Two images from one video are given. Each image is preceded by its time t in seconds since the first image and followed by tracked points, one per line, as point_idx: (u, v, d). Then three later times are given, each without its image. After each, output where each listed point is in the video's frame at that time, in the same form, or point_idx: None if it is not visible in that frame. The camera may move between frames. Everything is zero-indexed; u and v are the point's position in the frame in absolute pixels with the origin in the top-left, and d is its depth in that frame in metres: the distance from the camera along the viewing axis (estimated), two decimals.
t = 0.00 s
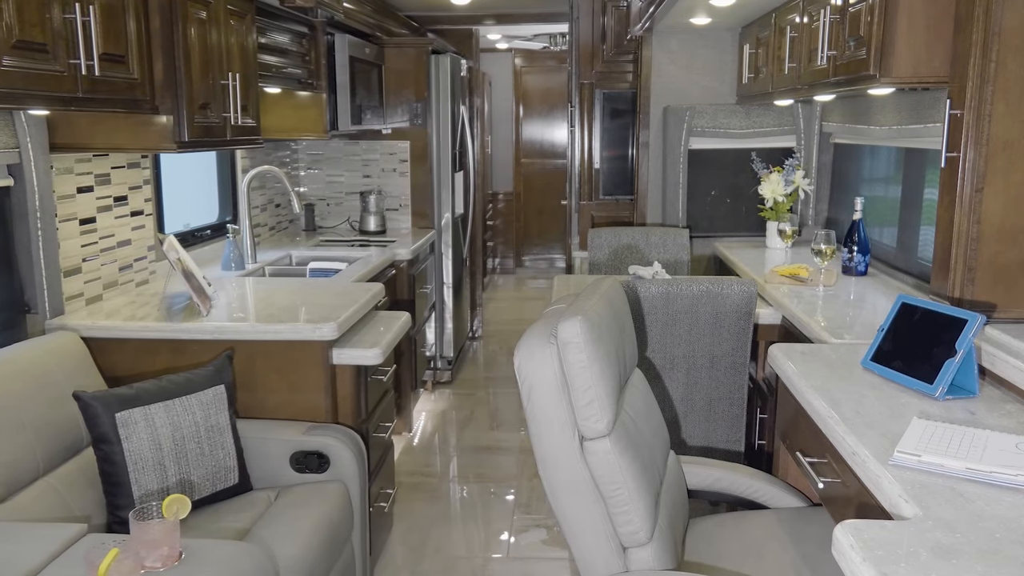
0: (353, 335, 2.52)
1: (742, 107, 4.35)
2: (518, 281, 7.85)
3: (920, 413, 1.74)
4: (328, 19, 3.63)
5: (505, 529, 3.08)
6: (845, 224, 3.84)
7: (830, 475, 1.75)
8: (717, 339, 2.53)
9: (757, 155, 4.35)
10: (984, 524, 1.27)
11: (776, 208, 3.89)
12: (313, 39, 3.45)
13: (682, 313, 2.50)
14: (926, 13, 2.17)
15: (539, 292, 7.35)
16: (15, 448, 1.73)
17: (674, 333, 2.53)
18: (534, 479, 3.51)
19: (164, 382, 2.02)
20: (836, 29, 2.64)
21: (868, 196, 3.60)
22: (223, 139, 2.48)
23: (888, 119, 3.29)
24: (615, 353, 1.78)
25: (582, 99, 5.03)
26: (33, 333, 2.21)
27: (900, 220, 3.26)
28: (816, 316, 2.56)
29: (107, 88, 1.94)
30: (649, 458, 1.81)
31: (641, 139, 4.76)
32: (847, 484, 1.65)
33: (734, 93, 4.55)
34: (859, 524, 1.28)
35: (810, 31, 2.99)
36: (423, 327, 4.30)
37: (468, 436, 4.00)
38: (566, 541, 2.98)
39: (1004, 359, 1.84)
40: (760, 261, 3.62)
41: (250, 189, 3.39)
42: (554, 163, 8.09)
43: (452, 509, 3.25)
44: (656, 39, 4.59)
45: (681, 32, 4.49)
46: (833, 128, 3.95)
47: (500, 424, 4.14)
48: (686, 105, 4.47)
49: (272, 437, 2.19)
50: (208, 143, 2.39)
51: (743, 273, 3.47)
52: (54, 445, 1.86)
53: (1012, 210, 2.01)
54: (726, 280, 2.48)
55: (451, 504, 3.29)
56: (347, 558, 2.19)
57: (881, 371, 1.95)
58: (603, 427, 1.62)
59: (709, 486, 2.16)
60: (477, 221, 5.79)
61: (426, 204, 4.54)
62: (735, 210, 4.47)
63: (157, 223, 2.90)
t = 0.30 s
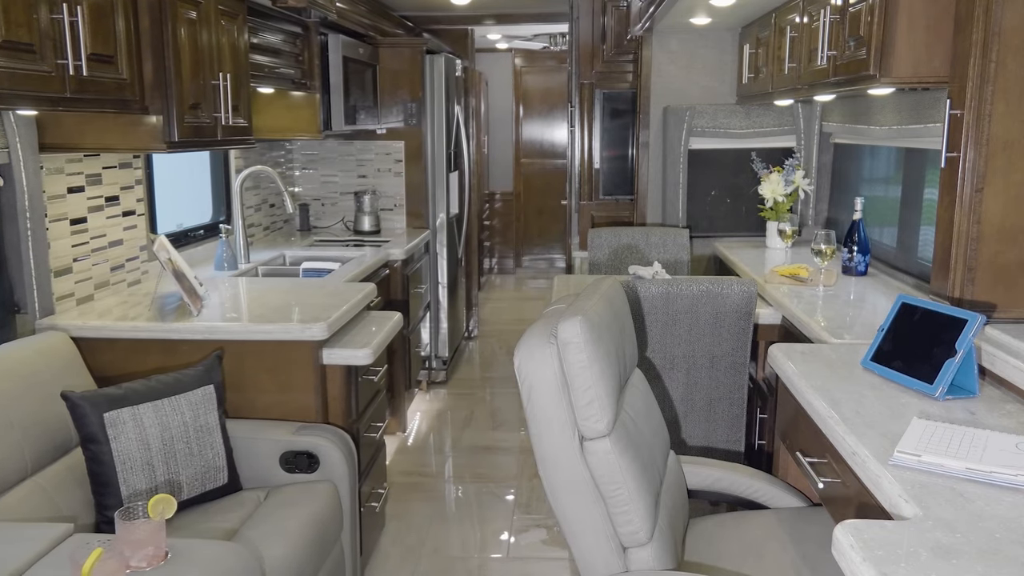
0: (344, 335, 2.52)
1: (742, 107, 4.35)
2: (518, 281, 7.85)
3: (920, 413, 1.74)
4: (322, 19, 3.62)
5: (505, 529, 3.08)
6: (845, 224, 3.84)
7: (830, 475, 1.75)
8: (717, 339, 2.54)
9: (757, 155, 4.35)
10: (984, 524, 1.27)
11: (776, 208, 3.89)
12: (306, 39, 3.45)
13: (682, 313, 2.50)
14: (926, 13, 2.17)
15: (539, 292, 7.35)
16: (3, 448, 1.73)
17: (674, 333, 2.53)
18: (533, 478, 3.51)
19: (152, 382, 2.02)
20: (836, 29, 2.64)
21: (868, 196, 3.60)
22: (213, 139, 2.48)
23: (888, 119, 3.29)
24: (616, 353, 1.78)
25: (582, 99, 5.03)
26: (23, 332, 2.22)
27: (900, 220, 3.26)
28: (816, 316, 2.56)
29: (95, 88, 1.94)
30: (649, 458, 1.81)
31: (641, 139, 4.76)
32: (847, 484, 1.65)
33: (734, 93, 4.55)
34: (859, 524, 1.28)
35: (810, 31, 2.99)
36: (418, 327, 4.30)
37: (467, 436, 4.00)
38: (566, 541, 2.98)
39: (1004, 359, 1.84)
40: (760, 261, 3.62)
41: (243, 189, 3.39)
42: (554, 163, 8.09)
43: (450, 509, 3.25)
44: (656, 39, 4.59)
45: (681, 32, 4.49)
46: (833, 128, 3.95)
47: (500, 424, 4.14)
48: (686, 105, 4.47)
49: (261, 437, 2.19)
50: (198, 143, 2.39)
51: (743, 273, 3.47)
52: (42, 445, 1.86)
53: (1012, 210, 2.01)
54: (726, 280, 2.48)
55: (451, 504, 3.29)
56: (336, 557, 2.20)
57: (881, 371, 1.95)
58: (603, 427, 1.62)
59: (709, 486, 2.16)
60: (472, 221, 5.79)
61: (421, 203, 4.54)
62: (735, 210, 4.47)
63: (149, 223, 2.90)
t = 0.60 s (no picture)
0: (335, 335, 2.53)
1: (742, 107, 4.35)
2: (518, 281, 7.85)
3: (920, 413, 1.74)
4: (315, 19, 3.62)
5: (505, 529, 3.08)
6: (845, 224, 3.84)
7: (830, 475, 1.75)
8: (717, 339, 2.54)
9: (757, 155, 4.35)
10: (984, 524, 1.27)
11: (776, 208, 3.89)
12: (300, 40, 3.45)
13: (682, 313, 2.51)
14: (926, 13, 2.18)
15: (538, 292, 7.36)
16: None
17: (674, 333, 2.53)
18: (533, 478, 3.52)
19: (141, 382, 2.02)
20: (836, 29, 2.64)
21: (868, 196, 3.60)
22: (205, 139, 2.48)
23: (888, 119, 3.29)
24: (615, 353, 1.78)
25: (582, 99, 5.03)
26: (14, 332, 2.22)
27: (900, 220, 3.26)
28: (816, 316, 2.56)
29: (84, 88, 1.95)
30: (649, 458, 1.81)
31: (641, 139, 4.76)
32: (847, 484, 1.65)
33: (734, 93, 4.55)
34: (859, 524, 1.29)
35: (810, 30, 2.99)
36: (413, 326, 4.30)
37: (467, 436, 4.00)
38: (566, 541, 2.98)
39: (1004, 359, 1.84)
40: (760, 261, 3.62)
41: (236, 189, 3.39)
42: (554, 163, 8.09)
43: (450, 508, 3.25)
44: (656, 39, 4.59)
45: (681, 32, 4.49)
46: (833, 128, 3.95)
47: (500, 424, 4.14)
48: (686, 105, 4.47)
49: (250, 437, 2.20)
50: (189, 143, 2.39)
51: (743, 273, 3.47)
52: (30, 445, 1.86)
53: (1012, 210, 2.01)
54: (726, 280, 2.49)
55: (450, 503, 3.29)
56: (325, 557, 2.20)
57: (881, 371, 1.95)
58: (602, 427, 1.62)
59: (709, 486, 2.16)
60: (469, 220, 5.79)
61: (416, 203, 4.55)
62: (735, 210, 4.47)
63: (142, 224, 2.91)
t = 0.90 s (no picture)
0: (323, 335, 2.53)
1: (742, 107, 4.35)
2: (518, 281, 7.85)
3: (920, 413, 1.74)
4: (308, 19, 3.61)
5: (506, 529, 3.09)
6: (845, 224, 3.84)
7: (830, 475, 1.76)
8: (717, 340, 2.54)
9: (757, 155, 4.35)
10: (984, 524, 1.27)
11: (776, 208, 3.89)
12: (293, 40, 3.45)
13: (682, 313, 2.51)
14: (926, 13, 2.18)
15: (538, 292, 7.36)
16: None
17: (674, 333, 2.54)
18: (533, 478, 3.52)
19: (128, 382, 2.03)
20: (836, 29, 2.64)
21: (868, 196, 3.61)
22: (194, 140, 2.48)
23: (888, 119, 3.29)
24: (615, 353, 1.78)
25: (582, 99, 5.03)
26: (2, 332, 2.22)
27: (900, 220, 3.26)
28: (816, 316, 2.57)
29: (69, 88, 1.95)
30: (649, 458, 1.81)
31: (641, 139, 4.77)
32: (847, 484, 1.65)
33: (734, 92, 4.55)
34: (859, 524, 1.29)
35: (810, 31, 2.99)
36: (407, 326, 4.31)
37: (467, 436, 4.00)
38: (566, 541, 2.99)
39: (1004, 359, 1.84)
40: (760, 261, 3.62)
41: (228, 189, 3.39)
42: (554, 163, 8.09)
43: (448, 508, 3.26)
44: (656, 39, 4.59)
45: (681, 32, 4.49)
46: (833, 128, 3.95)
47: (500, 424, 4.15)
48: (686, 105, 4.47)
49: (238, 437, 2.20)
50: (177, 143, 2.40)
51: (743, 273, 3.47)
52: (16, 445, 1.86)
53: (1012, 210, 2.02)
54: (726, 280, 2.49)
55: (449, 503, 3.30)
56: (313, 556, 2.21)
57: (881, 371, 1.96)
58: (603, 427, 1.63)
59: (709, 486, 2.16)
60: (465, 220, 5.79)
61: (409, 204, 4.55)
62: (735, 210, 4.47)
63: (134, 224, 2.91)
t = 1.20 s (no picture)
0: (314, 335, 2.53)
1: (742, 108, 4.35)
2: (517, 281, 7.86)
3: (920, 413, 1.75)
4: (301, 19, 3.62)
5: (506, 529, 3.09)
6: (845, 224, 3.84)
7: (830, 475, 1.76)
8: (717, 340, 2.54)
9: (757, 155, 4.35)
10: (984, 524, 1.27)
11: (776, 208, 3.89)
12: (286, 40, 3.46)
13: (682, 313, 2.51)
14: (926, 13, 2.18)
15: (538, 292, 7.36)
16: None
17: (674, 333, 2.54)
18: (533, 478, 3.52)
19: (117, 382, 2.03)
20: (836, 29, 2.65)
21: (868, 196, 3.61)
22: (183, 139, 2.49)
23: (888, 119, 3.29)
24: (615, 353, 1.78)
25: (582, 99, 5.02)
26: None
27: (900, 220, 3.26)
28: (816, 316, 2.57)
29: (58, 88, 1.97)
30: (649, 458, 1.81)
31: (641, 139, 4.77)
32: (847, 484, 1.65)
33: (734, 92, 4.55)
34: (859, 524, 1.29)
35: (810, 31, 2.99)
36: (401, 326, 4.32)
37: (466, 436, 4.01)
38: (566, 541, 2.99)
39: (1004, 359, 1.85)
40: (760, 261, 3.62)
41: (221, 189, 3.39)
42: (554, 163, 8.09)
43: (447, 508, 3.26)
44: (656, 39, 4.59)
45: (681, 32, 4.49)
46: (833, 128, 3.95)
47: (500, 424, 4.15)
48: (686, 105, 4.47)
49: (228, 436, 2.20)
50: (167, 143, 2.40)
51: (743, 273, 3.47)
52: (6, 445, 1.86)
53: (1012, 210, 2.02)
54: (726, 280, 2.49)
55: (447, 503, 3.30)
56: (302, 556, 2.21)
57: (881, 371, 1.96)
58: (602, 427, 1.63)
59: (709, 486, 2.16)
60: (461, 220, 5.79)
61: (404, 204, 4.56)
62: (735, 210, 4.47)
63: (126, 224, 2.91)
